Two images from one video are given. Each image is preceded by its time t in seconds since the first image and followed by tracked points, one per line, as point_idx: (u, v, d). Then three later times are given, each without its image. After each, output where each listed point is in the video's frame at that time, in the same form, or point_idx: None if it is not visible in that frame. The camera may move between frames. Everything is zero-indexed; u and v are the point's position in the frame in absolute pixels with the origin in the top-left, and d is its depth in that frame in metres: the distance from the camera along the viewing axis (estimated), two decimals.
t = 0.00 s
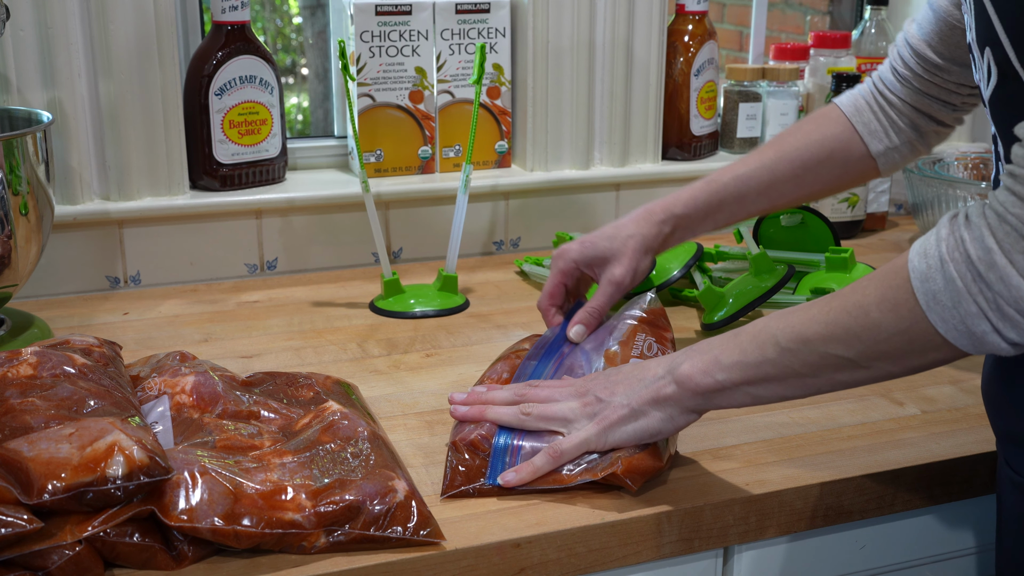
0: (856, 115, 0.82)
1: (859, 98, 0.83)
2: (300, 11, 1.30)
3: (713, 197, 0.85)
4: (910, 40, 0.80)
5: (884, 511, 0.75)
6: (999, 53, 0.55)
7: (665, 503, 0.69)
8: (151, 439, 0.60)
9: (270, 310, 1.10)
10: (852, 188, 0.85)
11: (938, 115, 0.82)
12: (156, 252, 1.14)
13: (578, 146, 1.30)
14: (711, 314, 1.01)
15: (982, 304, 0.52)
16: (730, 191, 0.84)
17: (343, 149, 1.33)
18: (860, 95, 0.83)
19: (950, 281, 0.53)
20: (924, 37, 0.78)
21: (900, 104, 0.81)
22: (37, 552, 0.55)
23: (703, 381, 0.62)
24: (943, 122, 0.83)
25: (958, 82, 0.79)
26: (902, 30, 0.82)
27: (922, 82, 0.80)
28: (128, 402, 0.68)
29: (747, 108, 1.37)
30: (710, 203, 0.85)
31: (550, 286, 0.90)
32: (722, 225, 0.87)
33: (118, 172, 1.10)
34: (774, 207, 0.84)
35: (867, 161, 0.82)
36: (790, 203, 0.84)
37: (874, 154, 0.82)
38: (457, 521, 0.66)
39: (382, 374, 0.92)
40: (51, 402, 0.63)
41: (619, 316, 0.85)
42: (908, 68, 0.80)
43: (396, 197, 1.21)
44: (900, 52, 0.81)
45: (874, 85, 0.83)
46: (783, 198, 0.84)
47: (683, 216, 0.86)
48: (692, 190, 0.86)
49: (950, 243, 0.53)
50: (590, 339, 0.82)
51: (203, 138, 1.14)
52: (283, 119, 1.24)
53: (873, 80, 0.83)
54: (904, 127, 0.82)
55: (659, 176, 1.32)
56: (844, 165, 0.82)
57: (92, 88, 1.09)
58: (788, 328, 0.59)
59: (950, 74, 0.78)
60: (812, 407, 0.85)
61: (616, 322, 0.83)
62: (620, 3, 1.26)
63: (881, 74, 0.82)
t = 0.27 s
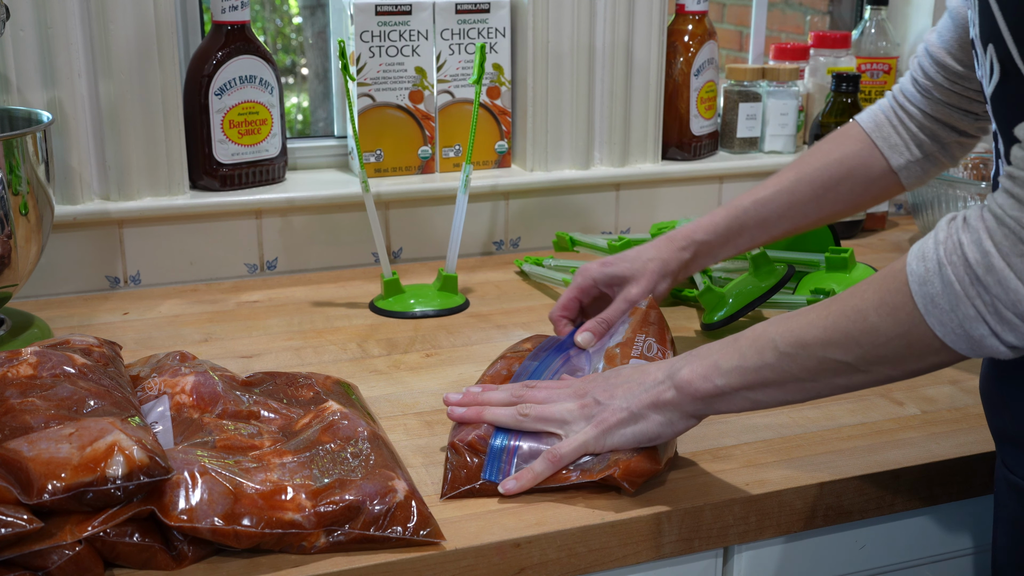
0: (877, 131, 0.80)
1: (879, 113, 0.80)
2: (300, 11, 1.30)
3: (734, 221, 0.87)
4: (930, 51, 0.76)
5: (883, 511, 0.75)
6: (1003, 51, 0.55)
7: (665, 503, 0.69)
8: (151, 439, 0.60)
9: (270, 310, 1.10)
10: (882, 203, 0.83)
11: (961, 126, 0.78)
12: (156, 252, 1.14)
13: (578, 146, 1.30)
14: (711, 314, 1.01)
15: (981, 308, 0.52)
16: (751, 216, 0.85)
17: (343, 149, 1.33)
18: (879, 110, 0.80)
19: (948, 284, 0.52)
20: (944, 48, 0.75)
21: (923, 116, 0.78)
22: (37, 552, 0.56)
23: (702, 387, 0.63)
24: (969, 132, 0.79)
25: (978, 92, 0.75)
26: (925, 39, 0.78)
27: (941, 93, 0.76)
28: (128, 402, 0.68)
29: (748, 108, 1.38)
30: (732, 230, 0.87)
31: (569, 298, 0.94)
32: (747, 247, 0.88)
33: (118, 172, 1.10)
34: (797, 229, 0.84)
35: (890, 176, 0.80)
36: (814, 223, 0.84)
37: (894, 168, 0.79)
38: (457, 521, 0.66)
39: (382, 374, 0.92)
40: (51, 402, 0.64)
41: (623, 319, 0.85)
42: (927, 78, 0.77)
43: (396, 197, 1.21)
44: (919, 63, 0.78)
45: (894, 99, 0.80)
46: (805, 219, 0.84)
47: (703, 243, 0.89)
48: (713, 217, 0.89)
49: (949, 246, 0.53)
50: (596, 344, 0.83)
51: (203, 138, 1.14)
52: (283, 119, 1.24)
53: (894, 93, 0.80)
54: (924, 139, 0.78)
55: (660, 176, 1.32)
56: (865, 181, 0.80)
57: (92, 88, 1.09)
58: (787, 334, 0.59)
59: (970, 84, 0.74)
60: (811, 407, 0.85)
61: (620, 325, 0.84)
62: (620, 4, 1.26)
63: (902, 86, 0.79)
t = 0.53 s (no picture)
0: (884, 117, 0.79)
1: (888, 97, 0.80)
2: (300, 11, 1.30)
3: (739, 213, 0.86)
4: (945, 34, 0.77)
5: (883, 511, 0.75)
6: None
7: (665, 503, 0.69)
8: (150, 439, 0.60)
9: (270, 310, 1.10)
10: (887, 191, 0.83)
11: (970, 113, 0.78)
12: (156, 252, 1.14)
13: (578, 146, 1.30)
14: (711, 314, 1.01)
15: (999, 318, 0.51)
16: (758, 208, 0.84)
17: (343, 149, 1.33)
18: (889, 94, 0.80)
19: (965, 293, 0.52)
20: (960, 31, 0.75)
21: (934, 101, 0.78)
22: (37, 552, 0.56)
23: (705, 396, 0.62)
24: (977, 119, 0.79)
25: (992, 78, 0.75)
26: (940, 22, 0.78)
27: (955, 79, 0.77)
28: (128, 402, 0.68)
29: (747, 108, 1.38)
30: (740, 227, 0.86)
31: (580, 293, 0.91)
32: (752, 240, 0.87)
33: (118, 172, 1.10)
34: (803, 218, 0.84)
35: (899, 164, 0.80)
36: (820, 212, 0.83)
37: (903, 156, 0.79)
38: (457, 521, 0.66)
39: (382, 374, 0.92)
40: (51, 402, 0.63)
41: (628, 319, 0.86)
42: (940, 63, 0.77)
43: (396, 197, 1.21)
44: (932, 47, 0.78)
45: (904, 83, 0.80)
46: (812, 209, 0.83)
47: (710, 238, 0.87)
48: (719, 210, 0.87)
49: (966, 252, 0.52)
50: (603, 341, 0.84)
51: (203, 138, 1.14)
52: (283, 119, 1.24)
53: (903, 77, 0.80)
54: (932, 125, 0.79)
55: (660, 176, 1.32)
56: (873, 169, 0.80)
57: (92, 88, 1.09)
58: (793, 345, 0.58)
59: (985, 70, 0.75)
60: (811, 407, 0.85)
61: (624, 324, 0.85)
62: (619, 4, 1.26)
63: (912, 70, 0.79)
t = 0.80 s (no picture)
0: (912, 90, 0.79)
1: (916, 71, 0.79)
2: (300, 11, 1.30)
3: (763, 181, 0.83)
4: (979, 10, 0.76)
5: (883, 511, 0.75)
6: None
7: (665, 503, 0.69)
8: (150, 439, 0.60)
9: (270, 310, 1.10)
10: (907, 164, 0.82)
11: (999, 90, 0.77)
12: (156, 252, 1.14)
13: (578, 146, 1.30)
14: (710, 314, 1.01)
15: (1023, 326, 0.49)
16: (780, 176, 0.83)
17: (343, 149, 1.33)
18: (918, 66, 0.79)
19: (989, 299, 0.49)
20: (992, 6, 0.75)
21: (963, 77, 0.77)
22: (37, 552, 0.56)
23: (710, 387, 0.56)
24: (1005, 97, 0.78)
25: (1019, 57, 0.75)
26: None
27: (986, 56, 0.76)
28: (128, 402, 0.68)
29: (747, 108, 1.38)
30: (762, 198, 0.84)
31: (603, 271, 0.88)
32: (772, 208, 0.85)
33: (118, 172, 1.10)
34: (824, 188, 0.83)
35: (922, 138, 0.79)
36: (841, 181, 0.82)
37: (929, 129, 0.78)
38: (458, 521, 0.66)
39: (382, 374, 0.92)
40: (51, 402, 0.64)
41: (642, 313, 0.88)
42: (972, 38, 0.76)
43: (396, 197, 1.21)
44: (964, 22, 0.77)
45: (933, 55, 0.79)
46: (835, 178, 0.82)
47: (731, 205, 0.85)
48: (739, 175, 0.85)
49: (990, 256, 0.50)
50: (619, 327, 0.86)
51: (203, 138, 1.14)
52: (283, 119, 1.24)
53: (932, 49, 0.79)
54: (960, 101, 0.78)
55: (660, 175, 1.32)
56: (896, 142, 0.80)
57: (92, 88, 1.09)
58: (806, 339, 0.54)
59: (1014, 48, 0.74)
60: (811, 408, 0.85)
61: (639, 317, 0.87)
62: (619, 5, 1.26)
63: (942, 43, 0.78)
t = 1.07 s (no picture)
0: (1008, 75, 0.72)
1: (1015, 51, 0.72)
2: (300, 11, 1.30)
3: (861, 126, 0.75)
4: None
5: (883, 511, 0.75)
6: None
7: (665, 503, 0.69)
8: (150, 439, 0.60)
9: (269, 310, 1.10)
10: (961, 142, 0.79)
11: None
12: (156, 252, 1.14)
13: (578, 146, 1.30)
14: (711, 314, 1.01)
15: None
16: (877, 123, 0.75)
17: (343, 149, 1.33)
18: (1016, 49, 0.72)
19: None
20: None
21: None
22: (37, 552, 0.56)
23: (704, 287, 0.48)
24: None
25: None
26: None
27: None
28: (128, 402, 0.68)
29: (747, 108, 1.37)
30: (819, 154, 0.76)
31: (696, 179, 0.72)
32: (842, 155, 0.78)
33: (118, 172, 1.10)
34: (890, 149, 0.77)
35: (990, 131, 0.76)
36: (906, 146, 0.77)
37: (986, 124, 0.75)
38: (457, 521, 0.66)
39: (382, 374, 0.92)
40: (51, 402, 0.64)
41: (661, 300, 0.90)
42: None
43: (396, 197, 1.21)
44: None
45: None
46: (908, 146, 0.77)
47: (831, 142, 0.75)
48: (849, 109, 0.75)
49: None
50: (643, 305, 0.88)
51: (203, 138, 1.14)
52: (283, 119, 1.24)
53: None
54: None
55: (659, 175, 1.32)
56: (970, 129, 0.75)
57: (92, 88, 1.09)
58: (808, 285, 0.46)
59: None
60: (811, 407, 0.85)
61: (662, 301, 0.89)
62: (619, 5, 1.26)
63: None
